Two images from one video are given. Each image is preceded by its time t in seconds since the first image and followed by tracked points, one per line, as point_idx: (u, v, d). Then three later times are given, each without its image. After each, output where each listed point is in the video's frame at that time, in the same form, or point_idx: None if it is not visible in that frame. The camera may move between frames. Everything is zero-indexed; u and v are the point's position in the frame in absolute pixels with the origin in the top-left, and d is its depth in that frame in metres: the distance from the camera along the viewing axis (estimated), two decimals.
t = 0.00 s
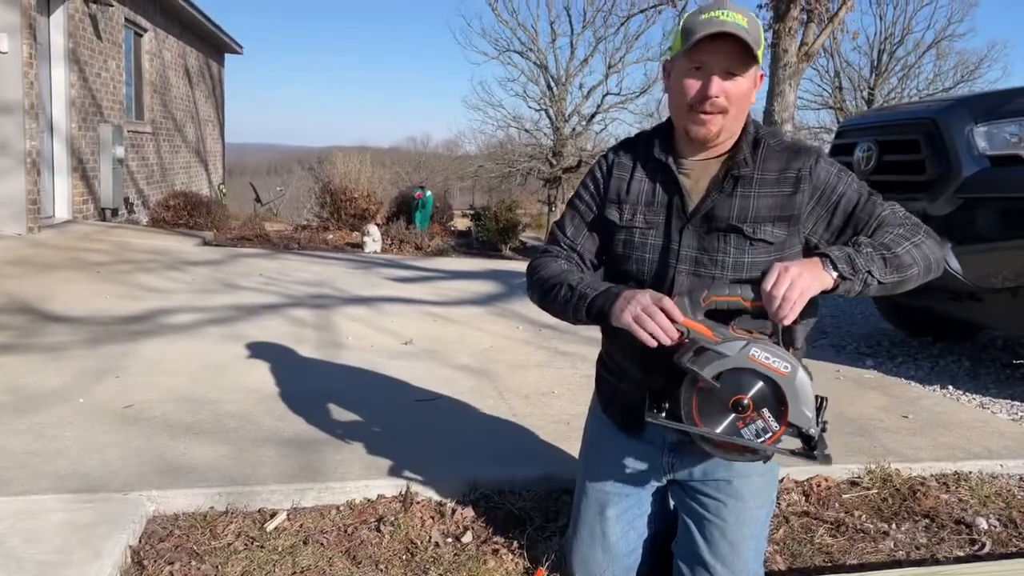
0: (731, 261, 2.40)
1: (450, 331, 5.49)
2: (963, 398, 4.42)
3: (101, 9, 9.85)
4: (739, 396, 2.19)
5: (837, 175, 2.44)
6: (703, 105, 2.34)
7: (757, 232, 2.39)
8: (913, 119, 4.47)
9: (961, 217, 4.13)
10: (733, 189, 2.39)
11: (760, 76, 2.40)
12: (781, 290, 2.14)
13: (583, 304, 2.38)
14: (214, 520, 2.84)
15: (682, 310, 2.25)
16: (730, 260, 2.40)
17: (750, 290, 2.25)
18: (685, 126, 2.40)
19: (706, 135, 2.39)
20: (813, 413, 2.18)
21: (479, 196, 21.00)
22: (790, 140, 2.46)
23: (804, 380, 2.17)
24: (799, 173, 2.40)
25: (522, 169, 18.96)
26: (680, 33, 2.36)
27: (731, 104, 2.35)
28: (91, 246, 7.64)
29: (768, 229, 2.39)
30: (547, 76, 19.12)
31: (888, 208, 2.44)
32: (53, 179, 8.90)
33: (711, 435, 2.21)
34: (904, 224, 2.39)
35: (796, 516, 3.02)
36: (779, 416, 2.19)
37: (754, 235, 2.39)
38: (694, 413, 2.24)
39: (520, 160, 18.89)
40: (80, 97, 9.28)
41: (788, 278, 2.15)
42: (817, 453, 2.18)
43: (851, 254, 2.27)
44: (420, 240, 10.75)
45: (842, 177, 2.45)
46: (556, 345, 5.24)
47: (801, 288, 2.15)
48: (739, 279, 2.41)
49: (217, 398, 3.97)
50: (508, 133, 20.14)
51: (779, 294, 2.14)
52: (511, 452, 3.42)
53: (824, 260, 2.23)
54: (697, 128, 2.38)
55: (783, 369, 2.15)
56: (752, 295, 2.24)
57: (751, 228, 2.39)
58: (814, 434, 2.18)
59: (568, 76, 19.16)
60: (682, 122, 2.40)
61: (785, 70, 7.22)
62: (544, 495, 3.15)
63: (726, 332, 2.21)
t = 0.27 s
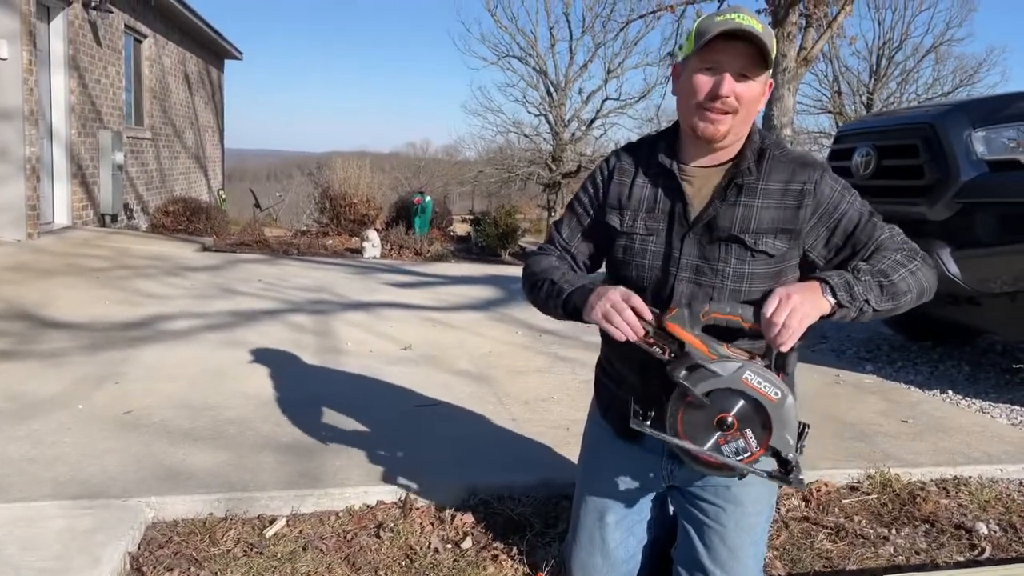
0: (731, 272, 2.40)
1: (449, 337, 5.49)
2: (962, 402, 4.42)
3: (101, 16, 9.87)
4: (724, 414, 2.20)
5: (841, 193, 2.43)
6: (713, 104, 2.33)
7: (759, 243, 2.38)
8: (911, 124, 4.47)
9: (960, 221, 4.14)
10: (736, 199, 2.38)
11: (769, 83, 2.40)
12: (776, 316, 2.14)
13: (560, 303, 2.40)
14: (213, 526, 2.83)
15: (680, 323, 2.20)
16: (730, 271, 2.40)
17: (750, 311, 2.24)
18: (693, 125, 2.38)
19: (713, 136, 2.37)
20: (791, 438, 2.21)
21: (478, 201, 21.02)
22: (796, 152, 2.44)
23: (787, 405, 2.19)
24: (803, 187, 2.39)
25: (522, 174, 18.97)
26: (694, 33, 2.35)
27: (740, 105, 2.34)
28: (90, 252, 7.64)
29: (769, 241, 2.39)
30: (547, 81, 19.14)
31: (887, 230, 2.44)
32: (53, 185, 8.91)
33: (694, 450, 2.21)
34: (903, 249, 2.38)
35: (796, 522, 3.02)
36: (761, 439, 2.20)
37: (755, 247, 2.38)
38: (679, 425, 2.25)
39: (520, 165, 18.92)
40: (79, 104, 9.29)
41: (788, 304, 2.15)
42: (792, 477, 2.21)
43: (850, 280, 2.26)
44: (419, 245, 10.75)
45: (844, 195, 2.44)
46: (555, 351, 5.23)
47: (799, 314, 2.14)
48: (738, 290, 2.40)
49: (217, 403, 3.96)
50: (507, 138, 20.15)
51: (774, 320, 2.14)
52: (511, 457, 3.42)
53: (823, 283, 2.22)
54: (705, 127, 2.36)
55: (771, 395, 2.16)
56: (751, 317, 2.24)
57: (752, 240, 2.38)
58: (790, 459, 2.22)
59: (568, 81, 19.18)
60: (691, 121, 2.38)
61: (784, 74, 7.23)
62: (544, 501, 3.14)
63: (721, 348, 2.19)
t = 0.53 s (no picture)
0: (727, 279, 2.38)
1: (449, 341, 5.49)
2: (962, 407, 4.42)
3: (101, 22, 9.89)
4: (748, 444, 2.13)
5: (838, 205, 2.41)
6: (711, 111, 2.33)
7: (755, 250, 2.37)
8: (909, 129, 4.48)
9: (959, 226, 4.15)
10: (733, 205, 2.37)
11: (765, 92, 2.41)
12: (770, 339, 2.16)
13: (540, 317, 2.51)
14: (212, 532, 2.83)
15: (682, 361, 2.21)
16: (725, 277, 2.38)
17: (748, 337, 2.24)
18: (690, 132, 2.38)
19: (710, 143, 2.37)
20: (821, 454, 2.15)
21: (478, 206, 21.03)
22: (794, 160, 2.42)
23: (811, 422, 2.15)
24: (801, 197, 2.38)
25: (522, 179, 18.98)
26: (691, 40, 2.35)
27: (736, 113, 2.34)
28: (90, 257, 7.64)
29: (766, 249, 2.37)
30: (547, 86, 19.18)
31: (880, 245, 2.43)
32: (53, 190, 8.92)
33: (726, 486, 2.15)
34: (893, 266, 2.36)
35: (796, 527, 3.01)
36: (791, 461, 2.14)
37: (751, 253, 2.37)
38: (705, 464, 2.18)
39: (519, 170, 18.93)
40: (80, 109, 9.30)
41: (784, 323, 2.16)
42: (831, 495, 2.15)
43: (842, 299, 2.25)
44: (419, 250, 10.75)
45: (841, 207, 2.42)
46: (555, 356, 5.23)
47: (797, 332, 2.15)
48: (732, 297, 2.39)
49: (216, 409, 3.96)
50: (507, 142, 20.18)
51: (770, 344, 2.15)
52: (511, 462, 3.42)
53: (817, 303, 2.23)
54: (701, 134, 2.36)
55: (790, 412, 2.12)
56: (750, 342, 2.24)
57: (749, 246, 2.36)
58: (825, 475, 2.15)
59: (568, 86, 19.21)
60: (687, 128, 2.38)
61: (783, 80, 7.23)
62: (543, 507, 3.14)
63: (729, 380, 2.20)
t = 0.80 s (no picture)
0: (721, 288, 2.36)
1: (449, 345, 5.50)
2: (962, 412, 4.42)
3: (103, 26, 9.92)
4: (761, 470, 2.13)
5: (829, 214, 2.40)
6: (695, 122, 2.32)
7: (749, 259, 2.35)
8: (909, 134, 4.49)
9: (959, 230, 4.17)
10: (726, 214, 2.35)
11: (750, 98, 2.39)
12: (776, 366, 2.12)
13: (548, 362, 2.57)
14: (212, 536, 2.83)
15: (691, 392, 2.17)
16: (720, 286, 2.36)
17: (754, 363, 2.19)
18: (675, 143, 2.37)
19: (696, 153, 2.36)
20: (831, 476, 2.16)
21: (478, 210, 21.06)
22: (785, 169, 2.41)
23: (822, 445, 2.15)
24: (793, 205, 2.36)
25: (522, 183, 19.01)
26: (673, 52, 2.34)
27: (721, 121, 2.32)
28: (92, 261, 7.65)
29: (759, 256, 2.35)
30: (547, 90, 19.22)
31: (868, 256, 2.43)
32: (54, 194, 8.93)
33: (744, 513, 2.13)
34: (878, 280, 2.38)
35: (796, 532, 3.01)
36: (803, 483, 2.14)
37: (745, 262, 2.35)
38: (719, 491, 2.17)
39: (520, 174, 18.95)
40: (81, 113, 9.32)
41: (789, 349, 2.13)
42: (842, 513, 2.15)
43: (835, 314, 2.24)
44: (419, 254, 10.76)
45: (832, 217, 2.40)
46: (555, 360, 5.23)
47: (803, 355, 2.13)
48: (727, 306, 2.37)
49: (216, 413, 3.96)
50: (508, 147, 20.21)
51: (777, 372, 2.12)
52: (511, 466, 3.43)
53: (814, 322, 2.21)
54: (687, 144, 2.34)
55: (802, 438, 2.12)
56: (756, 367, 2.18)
57: (743, 255, 2.34)
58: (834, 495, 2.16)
59: (568, 90, 19.25)
60: (673, 139, 2.36)
61: (783, 84, 7.24)
62: (543, 512, 3.14)
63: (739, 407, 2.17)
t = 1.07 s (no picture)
0: (708, 310, 2.44)
1: (450, 347, 5.51)
2: (963, 415, 4.42)
3: (105, 27, 9.93)
4: (752, 474, 2.15)
5: (803, 224, 2.45)
6: (657, 154, 2.38)
7: (731, 280, 2.42)
8: (909, 138, 4.50)
9: (960, 234, 4.17)
10: (704, 238, 2.41)
11: (711, 124, 2.44)
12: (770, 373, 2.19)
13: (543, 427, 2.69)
14: (214, 537, 2.84)
15: (689, 396, 2.20)
16: (707, 309, 2.44)
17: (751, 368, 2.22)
18: (642, 176, 2.43)
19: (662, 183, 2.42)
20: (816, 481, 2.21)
21: (480, 212, 21.06)
22: (755, 185, 2.46)
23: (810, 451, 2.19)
24: (767, 221, 2.42)
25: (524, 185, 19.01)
26: (630, 90, 2.41)
27: (683, 150, 2.38)
28: (94, 262, 7.66)
29: (740, 276, 2.42)
30: (548, 92, 19.23)
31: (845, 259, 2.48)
32: (56, 195, 8.94)
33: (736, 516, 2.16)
34: (857, 282, 2.43)
35: (797, 535, 3.02)
36: (791, 486, 2.18)
37: (727, 283, 2.42)
38: (711, 493, 2.18)
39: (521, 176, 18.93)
40: (83, 114, 9.33)
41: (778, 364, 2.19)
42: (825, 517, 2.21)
43: (821, 319, 2.30)
44: (420, 255, 10.76)
45: (806, 226, 2.45)
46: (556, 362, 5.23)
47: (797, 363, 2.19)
48: (716, 326, 2.45)
49: (218, 414, 3.97)
50: (509, 148, 20.22)
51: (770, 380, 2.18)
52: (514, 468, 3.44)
53: (805, 328, 2.27)
54: (653, 176, 2.40)
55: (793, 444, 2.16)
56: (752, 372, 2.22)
57: (724, 276, 2.42)
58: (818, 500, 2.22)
59: (569, 92, 19.26)
60: (640, 172, 2.43)
61: (784, 87, 7.24)
62: (544, 513, 3.15)
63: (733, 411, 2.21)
